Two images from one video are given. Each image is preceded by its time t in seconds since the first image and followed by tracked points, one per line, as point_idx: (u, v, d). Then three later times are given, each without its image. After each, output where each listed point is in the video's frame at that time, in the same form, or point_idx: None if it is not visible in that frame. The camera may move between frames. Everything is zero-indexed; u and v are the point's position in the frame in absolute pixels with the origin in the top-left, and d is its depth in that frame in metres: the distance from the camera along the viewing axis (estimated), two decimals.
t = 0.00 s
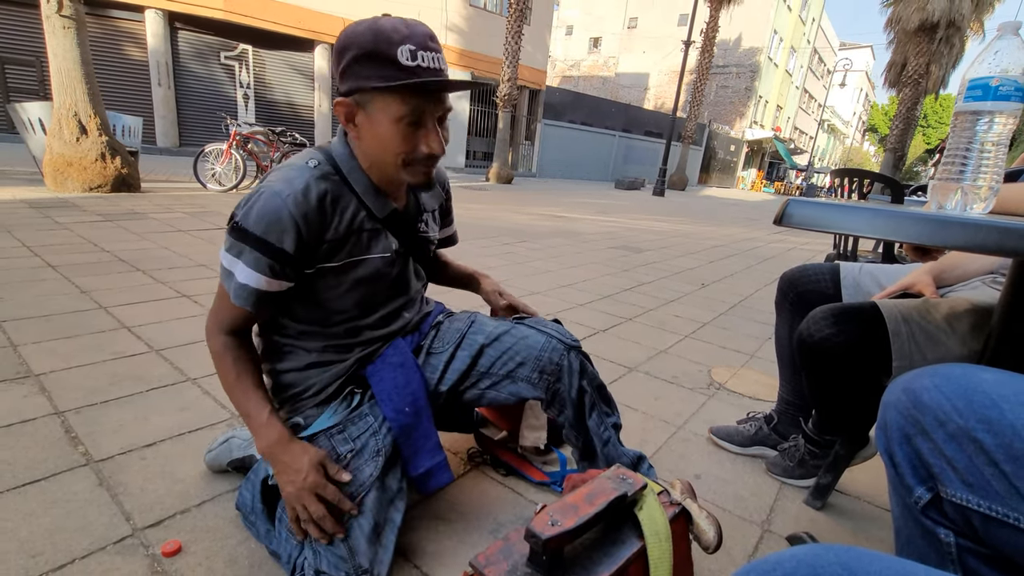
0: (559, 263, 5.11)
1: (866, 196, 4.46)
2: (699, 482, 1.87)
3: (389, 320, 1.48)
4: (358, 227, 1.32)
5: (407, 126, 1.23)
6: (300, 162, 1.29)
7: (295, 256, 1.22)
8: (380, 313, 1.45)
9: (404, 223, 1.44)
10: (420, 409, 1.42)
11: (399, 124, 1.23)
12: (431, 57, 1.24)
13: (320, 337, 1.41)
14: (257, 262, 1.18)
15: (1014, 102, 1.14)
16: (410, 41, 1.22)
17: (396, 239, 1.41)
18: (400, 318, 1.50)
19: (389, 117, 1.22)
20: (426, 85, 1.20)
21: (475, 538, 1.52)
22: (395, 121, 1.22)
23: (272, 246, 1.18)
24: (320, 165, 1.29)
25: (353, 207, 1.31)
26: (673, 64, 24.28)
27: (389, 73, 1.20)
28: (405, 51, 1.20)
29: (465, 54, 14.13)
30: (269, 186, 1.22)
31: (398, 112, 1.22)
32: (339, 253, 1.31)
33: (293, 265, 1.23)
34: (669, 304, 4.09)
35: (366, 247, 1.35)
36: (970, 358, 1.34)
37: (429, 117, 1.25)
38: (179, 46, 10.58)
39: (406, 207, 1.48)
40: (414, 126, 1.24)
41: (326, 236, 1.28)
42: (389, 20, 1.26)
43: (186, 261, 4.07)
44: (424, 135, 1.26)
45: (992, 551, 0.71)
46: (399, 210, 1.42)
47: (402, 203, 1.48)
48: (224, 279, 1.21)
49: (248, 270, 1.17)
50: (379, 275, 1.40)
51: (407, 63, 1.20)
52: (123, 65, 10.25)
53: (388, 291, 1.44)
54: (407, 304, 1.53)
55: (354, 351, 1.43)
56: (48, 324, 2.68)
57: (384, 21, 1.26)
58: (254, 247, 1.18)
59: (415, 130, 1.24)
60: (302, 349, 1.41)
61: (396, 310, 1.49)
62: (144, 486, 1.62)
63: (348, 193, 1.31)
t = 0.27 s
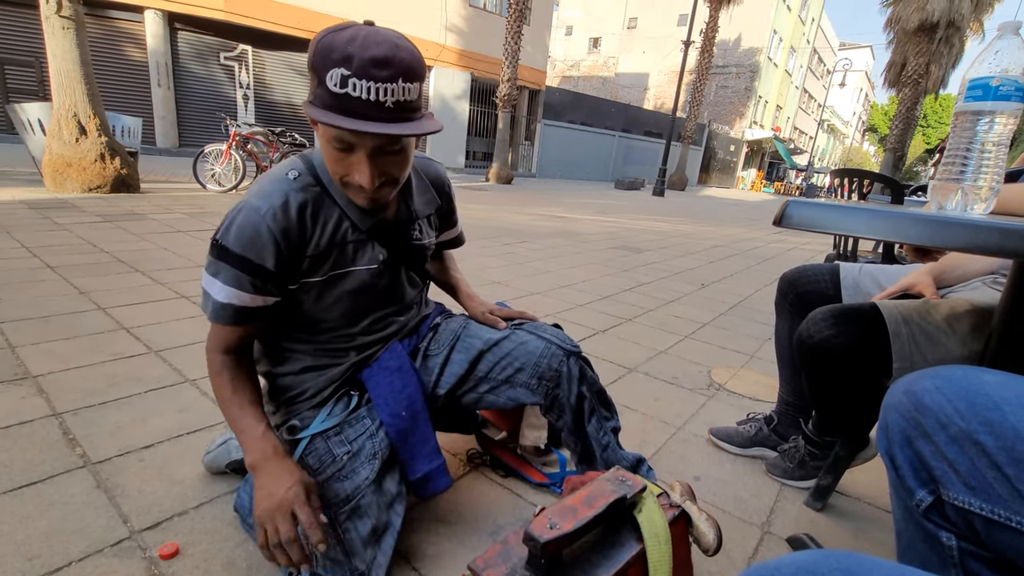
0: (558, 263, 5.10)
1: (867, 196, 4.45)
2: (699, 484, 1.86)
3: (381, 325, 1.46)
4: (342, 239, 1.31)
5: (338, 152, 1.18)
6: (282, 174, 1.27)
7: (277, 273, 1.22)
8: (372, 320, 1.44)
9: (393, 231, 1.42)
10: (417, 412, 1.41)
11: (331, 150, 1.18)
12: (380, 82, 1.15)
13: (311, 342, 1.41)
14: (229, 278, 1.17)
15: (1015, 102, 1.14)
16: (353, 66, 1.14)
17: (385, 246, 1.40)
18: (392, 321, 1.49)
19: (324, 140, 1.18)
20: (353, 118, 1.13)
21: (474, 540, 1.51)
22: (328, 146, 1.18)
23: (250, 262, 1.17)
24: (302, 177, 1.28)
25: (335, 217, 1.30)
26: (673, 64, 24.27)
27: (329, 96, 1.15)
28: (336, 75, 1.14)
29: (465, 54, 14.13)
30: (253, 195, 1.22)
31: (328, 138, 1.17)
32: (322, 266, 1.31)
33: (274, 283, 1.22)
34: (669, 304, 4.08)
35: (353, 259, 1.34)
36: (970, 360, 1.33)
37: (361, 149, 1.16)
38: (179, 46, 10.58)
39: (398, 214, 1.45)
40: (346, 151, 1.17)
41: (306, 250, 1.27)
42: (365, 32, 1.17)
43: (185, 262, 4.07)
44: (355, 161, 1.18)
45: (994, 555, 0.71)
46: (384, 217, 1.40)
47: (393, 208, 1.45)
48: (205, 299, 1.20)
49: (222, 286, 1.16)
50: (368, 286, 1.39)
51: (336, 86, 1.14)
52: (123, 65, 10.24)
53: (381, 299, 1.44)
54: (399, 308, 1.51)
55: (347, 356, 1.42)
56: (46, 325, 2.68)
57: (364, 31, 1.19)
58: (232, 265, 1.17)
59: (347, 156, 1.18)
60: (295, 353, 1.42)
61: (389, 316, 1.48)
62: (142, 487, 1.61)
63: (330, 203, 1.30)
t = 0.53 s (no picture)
0: (558, 263, 5.10)
1: (866, 196, 4.45)
2: (699, 485, 1.86)
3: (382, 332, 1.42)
4: (343, 252, 1.22)
5: (375, 161, 1.08)
6: (279, 193, 1.16)
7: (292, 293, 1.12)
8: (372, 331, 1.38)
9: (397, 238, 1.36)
10: (418, 416, 1.43)
11: (365, 162, 1.08)
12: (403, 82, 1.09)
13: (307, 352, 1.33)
14: (245, 309, 1.04)
15: (1015, 103, 1.13)
16: (377, 67, 1.07)
17: (388, 256, 1.35)
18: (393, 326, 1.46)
19: (354, 151, 1.07)
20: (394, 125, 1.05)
21: (474, 542, 1.51)
22: (361, 158, 1.07)
23: (268, 286, 1.06)
24: (298, 194, 1.17)
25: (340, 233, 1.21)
26: (673, 64, 24.28)
27: (354, 100, 1.05)
28: (369, 79, 1.05)
29: (464, 54, 14.14)
30: (250, 210, 1.11)
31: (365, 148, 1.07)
32: (330, 284, 1.22)
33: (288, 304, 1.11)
34: (669, 305, 4.09)
35: (358, 273, 1.27)
36: (970, 360, 1.33)
37: (399, 153, 1.09)
38: (178, 47, 10.58)
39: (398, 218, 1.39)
40: (387, 159, 1.09)
41: (318, 266, 1.18)
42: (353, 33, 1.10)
43: (186, 263, 4.07)
44: (398, 169, 1.11)
45: (994, 558, 0.71)
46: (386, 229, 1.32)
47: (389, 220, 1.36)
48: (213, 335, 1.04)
49: (234, 315, 1.03)
50: (369, 297, 1.32)
51: (372, 90, 1.05)
52: (122, 66, 10.24)
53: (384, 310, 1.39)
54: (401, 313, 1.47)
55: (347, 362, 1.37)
56: (47, 327, 2.68)
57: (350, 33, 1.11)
58: (246, 293, 1.04)
59: (388, 164, 1.10)
60: (290, 361, 1.35)
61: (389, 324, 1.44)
62: (142, 490, 1.61)
63: (330, 218, 1.20)
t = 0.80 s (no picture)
0: (558, 264, 5.10)
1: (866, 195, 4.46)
2: (700, 486, 1.87)
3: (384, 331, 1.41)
4: (360, 254, 1.20)
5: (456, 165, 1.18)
6: (297, 198, 1.12)
7: (320, 298, 1.11)
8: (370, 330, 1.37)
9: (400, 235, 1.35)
10: (416, 418, 1.45)
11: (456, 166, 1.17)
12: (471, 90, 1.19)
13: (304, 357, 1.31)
14: (279, 321, 1.03)
15: (1014, 104, 1.14)
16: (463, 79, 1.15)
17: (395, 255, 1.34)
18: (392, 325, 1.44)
19: (453, 157, 1.15)
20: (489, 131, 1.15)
21: (474, 544, 1.51)
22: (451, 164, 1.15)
23: (298, 295, 1.05)
24: (315, 200, 1.13)
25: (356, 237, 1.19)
26: (673, 63, 24.27)
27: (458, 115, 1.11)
28: (473, 95, 1.17)
29: (464, 55, 14.14)
30: (265, 214, 1.08)
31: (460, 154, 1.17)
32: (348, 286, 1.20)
33: (311, 306, 1.09)
34: (669, 305, 4.09)
35: (370, 274, 1.26)
36: (969, 362, 1.33)
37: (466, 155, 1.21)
38: (178, 48, 10.58)
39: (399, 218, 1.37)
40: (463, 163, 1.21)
41: (341, 269, 1.16)
42: (440, 51, 1.14)
43: (186, 265, 4.07)
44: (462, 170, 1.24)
45: (993, 559, 0.71)
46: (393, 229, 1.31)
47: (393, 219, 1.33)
48: (235, 349, 1.02)
49: (262, 328, 1.01)
50: (374, 297, 1.31)
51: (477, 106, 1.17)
52: (121, 67, 10.24)
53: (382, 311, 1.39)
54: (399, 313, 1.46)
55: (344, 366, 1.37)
56: (48, 329, 2.68)
57: (421, 48, 1.11)
58: (272, 302, 1.02)
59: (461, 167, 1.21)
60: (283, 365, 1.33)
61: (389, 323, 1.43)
62: (143, 492, 1.61)
63: (346, 224, 1.17)
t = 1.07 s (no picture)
0: (558, 264, 5.10)
1: (866, 195, 4.45)
2: (700, 486, 1.86)
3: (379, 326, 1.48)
4: (364, 233, 1.27)
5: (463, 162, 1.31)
6: (310, 165, 1.24)
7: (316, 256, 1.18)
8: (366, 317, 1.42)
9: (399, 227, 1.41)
10: (414, 415, 1.40)
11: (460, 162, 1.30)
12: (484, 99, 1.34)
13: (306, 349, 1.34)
14: (279, 267, 1.12)
15: (1013, 104, 1.13)
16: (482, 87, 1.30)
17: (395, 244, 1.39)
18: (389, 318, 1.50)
19: (461, 152, 1.28)
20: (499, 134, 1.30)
21: (473, 546, 1.51)
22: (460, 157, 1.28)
23: (292, 245, 1.13)
24: (326, 169, 1.25)
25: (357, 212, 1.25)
26: (672, 63, 24.28)
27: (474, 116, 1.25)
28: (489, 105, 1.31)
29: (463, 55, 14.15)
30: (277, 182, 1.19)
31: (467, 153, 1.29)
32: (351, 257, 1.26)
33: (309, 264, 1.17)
34: (669, 305, 4.08)
35: (372, 253, 1.31)
36: (969, 363, 1.33)
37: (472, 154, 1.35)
38: (177, 49, 10.58)
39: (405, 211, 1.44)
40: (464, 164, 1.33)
41: (342, 238, 1.22)
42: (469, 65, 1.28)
43: (185, 266, 4.07)
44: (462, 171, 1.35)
45: (993, 560, 0.71)
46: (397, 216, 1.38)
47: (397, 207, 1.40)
48: (240, 295, 1.12)
49: (264, 272, 1.11)
50: (375, 280, 1.36)
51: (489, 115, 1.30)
52: (120, 68, 10.24)
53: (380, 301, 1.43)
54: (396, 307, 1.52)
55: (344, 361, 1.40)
56: (46, 331, 2.68)
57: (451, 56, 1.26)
58: (274, 251, 1.12)
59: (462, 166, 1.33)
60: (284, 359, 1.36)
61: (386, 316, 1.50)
62: (141, 495, 1.61)
63: (352, 200, 1.25)
